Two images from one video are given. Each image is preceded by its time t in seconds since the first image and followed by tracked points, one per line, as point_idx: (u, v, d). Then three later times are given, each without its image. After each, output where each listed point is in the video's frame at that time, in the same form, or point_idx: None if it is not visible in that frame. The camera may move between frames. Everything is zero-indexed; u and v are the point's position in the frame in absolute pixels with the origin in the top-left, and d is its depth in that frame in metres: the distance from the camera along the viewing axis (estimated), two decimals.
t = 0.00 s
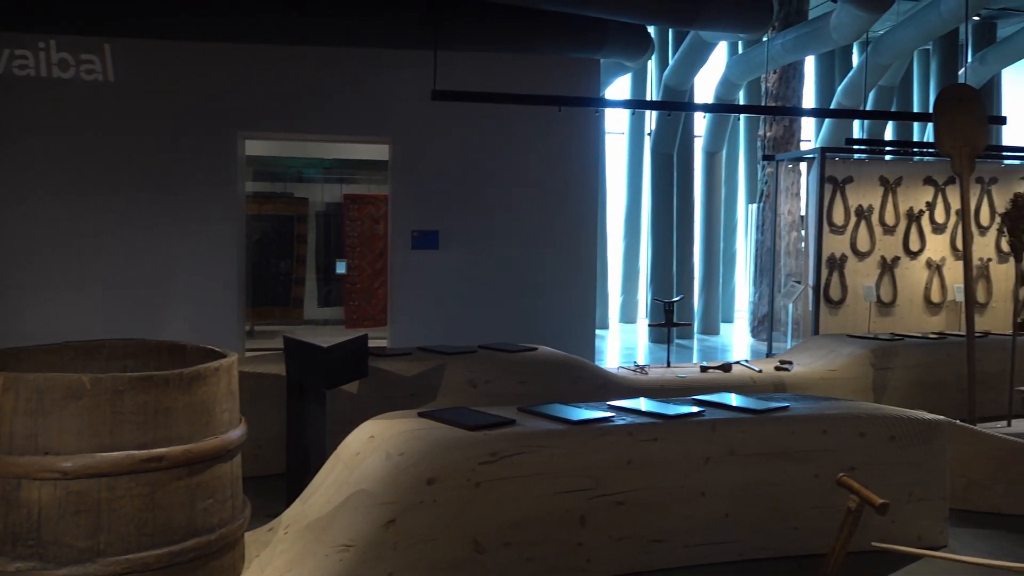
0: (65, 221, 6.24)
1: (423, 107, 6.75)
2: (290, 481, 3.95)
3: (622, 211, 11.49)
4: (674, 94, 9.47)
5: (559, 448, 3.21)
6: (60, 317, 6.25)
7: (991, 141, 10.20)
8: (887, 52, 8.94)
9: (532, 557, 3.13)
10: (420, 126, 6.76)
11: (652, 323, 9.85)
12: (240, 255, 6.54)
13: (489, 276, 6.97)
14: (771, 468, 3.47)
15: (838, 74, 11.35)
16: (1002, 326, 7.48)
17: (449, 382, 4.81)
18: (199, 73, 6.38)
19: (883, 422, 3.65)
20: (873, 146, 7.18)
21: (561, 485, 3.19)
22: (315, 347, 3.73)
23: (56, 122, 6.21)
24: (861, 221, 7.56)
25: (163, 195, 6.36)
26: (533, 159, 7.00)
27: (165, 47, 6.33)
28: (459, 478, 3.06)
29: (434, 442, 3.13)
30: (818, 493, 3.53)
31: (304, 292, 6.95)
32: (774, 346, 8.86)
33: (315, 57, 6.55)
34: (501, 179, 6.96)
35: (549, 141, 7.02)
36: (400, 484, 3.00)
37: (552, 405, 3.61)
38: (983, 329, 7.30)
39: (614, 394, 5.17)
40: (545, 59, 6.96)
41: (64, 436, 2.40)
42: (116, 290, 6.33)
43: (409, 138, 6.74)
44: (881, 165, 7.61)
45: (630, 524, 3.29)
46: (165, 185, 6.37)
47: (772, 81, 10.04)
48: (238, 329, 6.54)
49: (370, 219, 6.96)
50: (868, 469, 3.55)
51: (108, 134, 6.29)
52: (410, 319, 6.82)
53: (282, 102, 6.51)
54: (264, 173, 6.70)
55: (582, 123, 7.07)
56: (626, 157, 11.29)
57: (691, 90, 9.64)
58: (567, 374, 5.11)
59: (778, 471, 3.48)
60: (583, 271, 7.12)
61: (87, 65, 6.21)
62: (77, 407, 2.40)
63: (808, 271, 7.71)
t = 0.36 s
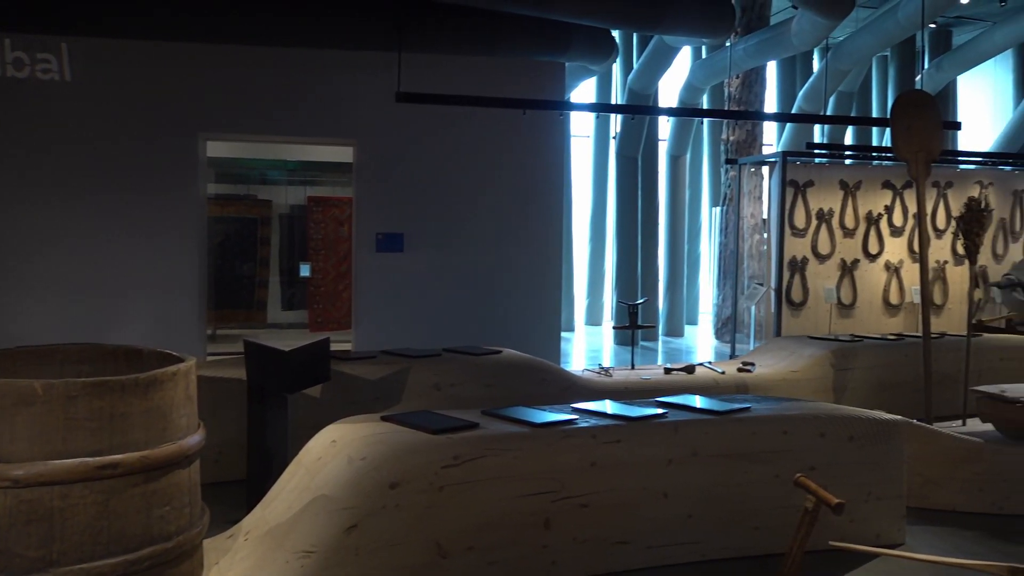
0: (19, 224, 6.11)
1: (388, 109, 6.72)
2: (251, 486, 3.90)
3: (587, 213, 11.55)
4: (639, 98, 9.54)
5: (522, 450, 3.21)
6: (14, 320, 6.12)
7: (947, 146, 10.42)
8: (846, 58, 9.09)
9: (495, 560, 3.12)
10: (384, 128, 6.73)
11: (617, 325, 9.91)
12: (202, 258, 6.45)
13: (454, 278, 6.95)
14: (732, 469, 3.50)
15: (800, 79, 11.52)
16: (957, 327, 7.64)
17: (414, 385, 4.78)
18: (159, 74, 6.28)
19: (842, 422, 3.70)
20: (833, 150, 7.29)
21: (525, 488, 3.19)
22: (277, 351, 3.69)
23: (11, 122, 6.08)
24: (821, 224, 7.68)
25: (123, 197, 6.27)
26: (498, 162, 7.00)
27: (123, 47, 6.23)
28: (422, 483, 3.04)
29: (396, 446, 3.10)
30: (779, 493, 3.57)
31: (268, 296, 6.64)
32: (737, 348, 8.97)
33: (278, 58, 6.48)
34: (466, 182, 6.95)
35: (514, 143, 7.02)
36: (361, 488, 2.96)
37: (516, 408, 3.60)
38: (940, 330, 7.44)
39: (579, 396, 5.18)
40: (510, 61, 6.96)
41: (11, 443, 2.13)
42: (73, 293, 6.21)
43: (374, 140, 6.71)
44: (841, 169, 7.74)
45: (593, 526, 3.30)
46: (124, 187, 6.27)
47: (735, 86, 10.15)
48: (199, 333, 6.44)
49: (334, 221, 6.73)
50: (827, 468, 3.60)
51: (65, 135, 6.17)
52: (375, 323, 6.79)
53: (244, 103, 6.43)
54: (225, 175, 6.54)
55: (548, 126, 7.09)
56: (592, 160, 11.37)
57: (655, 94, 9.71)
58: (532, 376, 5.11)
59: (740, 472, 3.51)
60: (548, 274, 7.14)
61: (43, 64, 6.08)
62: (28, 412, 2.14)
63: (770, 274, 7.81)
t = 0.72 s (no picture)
0: None
1: (350, 109, 6.66)
2: (209, 490, 3.83)
3: (550, 215, 11.58)
4: (601, 100, 9.59)
5: (485, 452, 3.20)
6: None
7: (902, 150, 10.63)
8: (804, 64, 9.24)
9: (457, 563, 3.10)
10: (346, 129, 6.67)
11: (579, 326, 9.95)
12: (159, 260, 6.35)
13: (417, 280, 6.91)
14: (694, 469, 3.53)
15: (759, 84, 11.68)
16: (911, 327, 7.81)
17: (376, 387, 4.75)
18: (114, 72, 6.16)
19: (800, 422, 3.76)
20: (791, 153, 7.40)
21: (487, 489, 3.18)
22: (235, 354, 3.63)
23: None
24: (780, 226, 7.79)
25: (76, 197, 6.14)
26: (460, 163, 6.99)
27: (77, 43, 6.10)
28: (384, 485, 3.01)
29: (357, 448, 3.07)
30: (739, 492, 3.60)
31: (227, 298, 6.50)
32: (698, 349, 9.05)
33: (237, 57, 6.40)
34: (429, 183, 6.92)
35: (477, 145, 7.02)
36: (322, 492, 2.92)
37: (479, 410, 3.59)
38: (895, 329, 7.60)
39: (542, 398, 5.18)
40: (472, 63, 6.96)
41: None
42: (24, 296, 6.05)
43: (336, 141, 6.65)
44: (799, 172, 7.86)
45: (556, 528, 3.30)
46: (78, 187, 6.14)
47: (696, 89, 10.25)
48: (155, 335, 6.32)
49: (295, 222, 6.63)
50: (786, 467, 3.64)
51: (17, 133, 6.03)
52: (336, 325, 6.72)
53: (203, 102, 6.33)
54: (183, 175, 6.41)
55: (510, 127, 7.09)
56: (555, 161, 11.43)
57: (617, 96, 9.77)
58: (495, 378, 5.09)
59: (701, 472, 3.54)
60: (511, 275, 7.13)
61: None
62: None
63: (731, 275, 7.89)
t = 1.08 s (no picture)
0: None
1: (305, 107, 6.57)
2: (159, 496, 3.74)
3: (508, 216, 11.58)
4: (559, 101, 9.61)
5: (443, 453, 3.17)
6: None
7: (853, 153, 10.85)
8: (758, 67, 9.37)
9: (415, 565, 3.07)
10: (302, 128, 6.59)
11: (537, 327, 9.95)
12: (109, 259, 6.18)
13: (374, 280, 6.85)
14: (652, 467, 3.54)
15: (714, 86, 11.82)
16: (862, 326, 7.97)
17: (331, 389, 4.68)
18: (61, 66, 5.99)
19: (757, 419, 3.80)
20: (746, 155, 7.50)
21: (445, 490, 3.15)
22: (186, 356, 3.55)
23: None
24: (735, 227, 7.89)
25: (21, 195, 5.96)
26: (418, 163, 6.94)
27: (21, 37, 5.91)
28: (340, 488, 2.96)
29: (313, 450, 3.01)
30: (696, 490, 3.63)
31: (180, 299, 6.36)
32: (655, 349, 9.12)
33: (190, 53, 6.27)
34: (386, 183, 6.86)
35: (435, 144, 6.98)
36: (277, 494, 2.86)
37: (437, 410, 3.56)
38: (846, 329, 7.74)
39: (500, 398, 5.16)
40: (429, 62, 6.92)
41: None
42: None
43: (291, 140, 6.55)
44: (754, 173, 7.96)
45: (515, 528, 3.28)
46: (22, 185, 5.96)
47: (652, 91, 10.33)
48: (104, 337, 6.16)
49: (250, 222, 6.56)
50: (742, 463, 3.68)
51: None
52: (292, 326, 6.63)
53: (153, 99, 6.19)
54: (134, 173, 6.26)
55: (468, 127, 7.07)
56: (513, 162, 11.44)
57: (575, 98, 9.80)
58: (453, 378, 5.06)
59: (659, 470, 3.56)
60: (469, 275, 7.11)
61: None
62: None
63: (687, 275, 7.96)
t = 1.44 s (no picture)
0: None
1: (254, 105, 6.45)
2: (103, 502, 3.62)
3: (462, 215, 11.54)
4: (512, 101, 9.60)
5: (397, 453, 3.13)
6: None
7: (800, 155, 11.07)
8: (708, 70, 9.50)
9: (369, 569, 3.02)
10: (251, 125, 6.46)
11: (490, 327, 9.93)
12: (50, 260, 6.00)
13: (325, 280, 6.76)
14: (607, 465, 3.55)
15: (664, 88, 11.94)
16: (811, 325, 8.12)
17: (282, 391, 4.59)
18: None
19: (710, 417, 3.83)
20: (696, 157, 7.59)
21: (399, 492, 3.11)
22: (130, 358, 3.44)
23: None
24: (686, 228, 7.98)
25: None
26: (371, 161, 6.87)
27: None
28: (292, 491, 2.90)
29: (263, 454, 2.94)
30: (651, 488, 3.64)
31: (124, 301, 6.14)
32: (607, 348, 9.17)
33: (134, 48, 6.10)
34: (338, 182, 6.78)
35: (388, 143, 6.91)
36: (225, 499, 2.79)
37: (389, 411, 3.51)
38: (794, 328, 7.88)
39: (454, 399, 5.12)
40: (381, 61, 6.86)
41: None
42: None
43: (239, 137, 6.43)
44: (704, 175, 8.07)
45: (470, 529, 3.26)
46: None
47: (604, 93, 10.40)
48: (45, 340, 5.96)
49: (197, 222, 6.34)
50: (695, 460, 3.71)
51: None
52: (241, 327, 6.50)
53: (96, 94, 6.01)
54: (77, 172, 6.04)
55: (421, 126, 7.02)
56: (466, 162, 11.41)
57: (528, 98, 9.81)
58: (406, 379, 5.01)
59: (614, 468, 3.56)
60: (422, 275, 7.06)
61: None
62: None
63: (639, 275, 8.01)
